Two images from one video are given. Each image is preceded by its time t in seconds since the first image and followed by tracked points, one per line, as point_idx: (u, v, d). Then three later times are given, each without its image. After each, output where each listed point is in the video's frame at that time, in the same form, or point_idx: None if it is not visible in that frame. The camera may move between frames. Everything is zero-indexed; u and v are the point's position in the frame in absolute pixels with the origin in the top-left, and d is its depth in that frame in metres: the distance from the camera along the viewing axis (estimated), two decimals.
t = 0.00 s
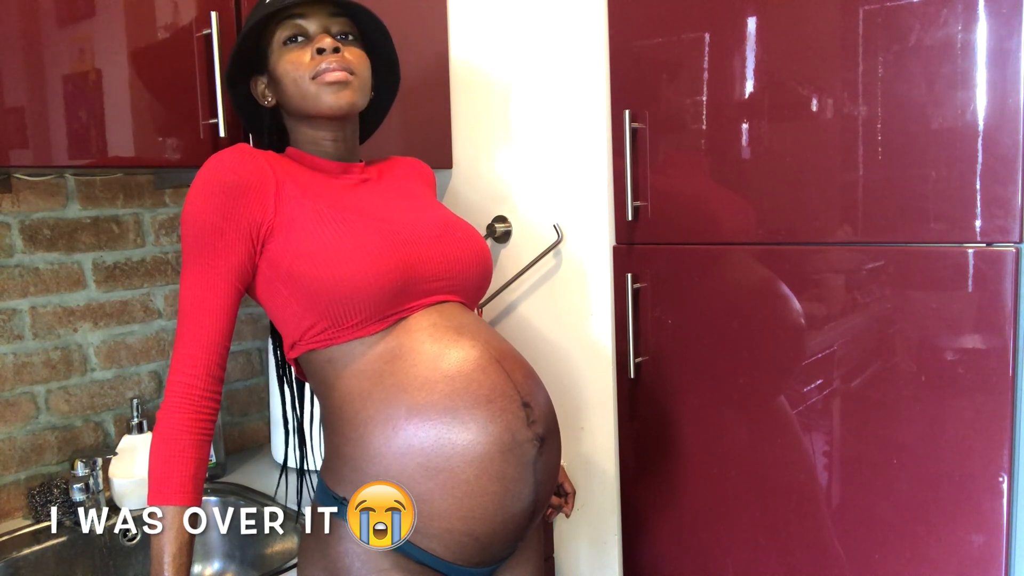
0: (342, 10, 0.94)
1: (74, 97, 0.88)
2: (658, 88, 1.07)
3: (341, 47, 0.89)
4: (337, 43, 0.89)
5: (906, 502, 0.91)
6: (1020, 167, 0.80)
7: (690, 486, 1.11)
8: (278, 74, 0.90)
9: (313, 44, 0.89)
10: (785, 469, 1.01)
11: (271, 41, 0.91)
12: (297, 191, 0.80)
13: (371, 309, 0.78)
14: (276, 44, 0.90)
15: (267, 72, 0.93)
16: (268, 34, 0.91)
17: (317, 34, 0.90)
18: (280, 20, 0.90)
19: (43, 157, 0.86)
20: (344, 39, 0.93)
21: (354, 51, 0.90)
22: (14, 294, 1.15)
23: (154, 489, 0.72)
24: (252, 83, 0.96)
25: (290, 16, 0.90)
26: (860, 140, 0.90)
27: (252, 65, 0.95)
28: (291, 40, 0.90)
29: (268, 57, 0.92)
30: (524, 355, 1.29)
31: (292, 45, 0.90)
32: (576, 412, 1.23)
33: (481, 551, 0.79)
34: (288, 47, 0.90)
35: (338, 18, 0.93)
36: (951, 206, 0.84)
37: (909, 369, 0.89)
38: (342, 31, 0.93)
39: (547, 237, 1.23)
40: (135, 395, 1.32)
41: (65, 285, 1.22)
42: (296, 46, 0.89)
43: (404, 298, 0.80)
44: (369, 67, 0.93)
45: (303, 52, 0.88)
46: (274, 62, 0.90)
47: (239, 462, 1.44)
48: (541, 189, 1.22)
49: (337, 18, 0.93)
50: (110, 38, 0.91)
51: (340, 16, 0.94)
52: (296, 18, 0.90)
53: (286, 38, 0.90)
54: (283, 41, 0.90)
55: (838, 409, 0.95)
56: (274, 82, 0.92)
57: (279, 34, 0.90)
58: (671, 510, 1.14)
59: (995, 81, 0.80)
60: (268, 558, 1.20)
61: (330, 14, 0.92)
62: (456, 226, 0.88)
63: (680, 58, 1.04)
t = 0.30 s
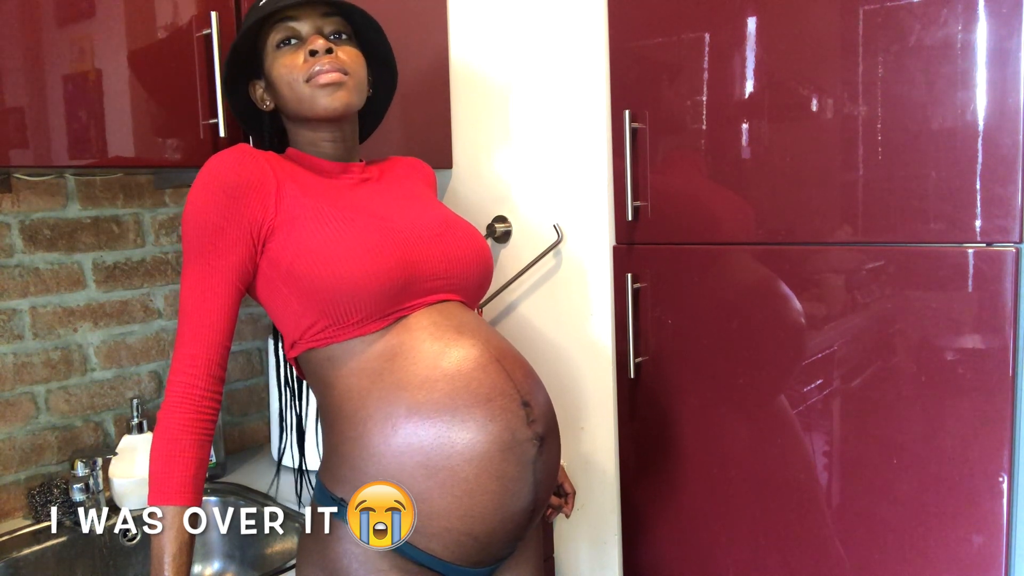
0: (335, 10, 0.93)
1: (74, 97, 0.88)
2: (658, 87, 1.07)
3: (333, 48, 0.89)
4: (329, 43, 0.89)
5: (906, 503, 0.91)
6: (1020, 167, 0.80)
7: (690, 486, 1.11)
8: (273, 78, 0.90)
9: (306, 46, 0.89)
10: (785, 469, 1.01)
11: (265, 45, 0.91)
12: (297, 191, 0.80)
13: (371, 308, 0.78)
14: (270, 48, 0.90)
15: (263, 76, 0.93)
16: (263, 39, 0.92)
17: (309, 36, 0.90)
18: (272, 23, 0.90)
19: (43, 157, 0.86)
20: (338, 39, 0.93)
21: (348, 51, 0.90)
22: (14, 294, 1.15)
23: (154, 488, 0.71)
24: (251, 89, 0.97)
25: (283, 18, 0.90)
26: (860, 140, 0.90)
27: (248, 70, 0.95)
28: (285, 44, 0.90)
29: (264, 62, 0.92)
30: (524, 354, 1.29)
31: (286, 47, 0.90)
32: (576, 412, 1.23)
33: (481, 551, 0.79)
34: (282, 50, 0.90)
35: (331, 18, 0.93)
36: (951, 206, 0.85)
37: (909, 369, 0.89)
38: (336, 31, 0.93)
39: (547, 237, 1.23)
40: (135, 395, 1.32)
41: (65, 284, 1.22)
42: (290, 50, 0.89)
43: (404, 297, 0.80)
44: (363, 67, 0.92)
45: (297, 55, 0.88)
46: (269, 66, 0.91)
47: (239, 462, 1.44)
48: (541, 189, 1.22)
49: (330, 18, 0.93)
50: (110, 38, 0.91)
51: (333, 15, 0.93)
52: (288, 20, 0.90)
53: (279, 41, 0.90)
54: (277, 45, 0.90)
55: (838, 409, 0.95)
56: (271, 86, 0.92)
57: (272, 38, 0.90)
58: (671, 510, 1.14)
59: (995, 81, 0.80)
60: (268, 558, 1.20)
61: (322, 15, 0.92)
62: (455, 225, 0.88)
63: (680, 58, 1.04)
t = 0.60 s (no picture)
0: (332, 10, 0.93)
1: (74, 97, 0.88)
2: (658, 87, 1.07)
3: (330, 47, 0.89)
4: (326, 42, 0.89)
5: (906, 503, 0.91)
6: (1020, 167, 0.80)
7: (689, 486, 1.11)
8: (269, 77, 0.90)
9: (302, 45, 0.89)
10: (785, 469, 1.01)
11: (262, 45, 0.91)
12: (294, 191, 0.80)
13: (368, 308, 0.78)
14: (267, 47, 0.90)
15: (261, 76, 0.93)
16: (260, 38, 0.92)
17: (306, 35, 0.90)
18: (269, 23, 0.91)
19: (44, 157, 0.86)
20: (335, 38, 0.93)
21: (344, 49, 0.90)
22: (14, 294, 1.15)
23: (154, 488, 0.71)
24: (248, 89, 0.96)
25: (279, 18, 0.90)
26: (860, 140, 0.90)
27: (246, 70, 0.95)
28: (282, 43, 0.90)
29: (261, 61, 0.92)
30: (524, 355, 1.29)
31: (282, 47, 0.90)
32: (576, 412, 1.23)
33: (479, 551, 0.79)
34: (278, 50, 0.90)
35: (328, 17, 0.93)
36: (951, 206, 0.84)
37: (909, 369, 0.89)
38: (333, 31, 0.93)
39: (547, 237, 1.23)
40: (135, 395, 1.32)
41: (65, 284, 1.22)
42: (286, 49, 0.89)
43: (401, 297, 0.80)
44: (360, 65, 0.92)
45: (293, 54, 0.88)
46: (266, 66, 0.91)
47: (239, 462, 1.44)
48: (541, 189, 1.22)
49: (327, 18, 0.93)
50: (110, 39, 0.91)
51: (330, 15, 0.93)
52: (284, 20, 0.90)
53: (276, 41, 0.90)
54: (274, 44, 0.90)
55: (838, 409, 0.95)
56: (268, 86, 0.92)
57: (269, 38, 0.90)
58: (670, 510, 1.14)
59: (995, 81, 0.80)
60: (268, 558, 1.21)
61: (319, 14, 0.92)
62: (453, 225, 0.88)
63: (680, 58, 1.04)
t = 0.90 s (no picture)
0: (333, 10, 0.93)
1: (74, 98, 0.88)
2: (658, 87, 1.07)
3: (330, 47, 0.89)
4: (326, 42, 0.89)
5: (905, 503, 0.91)
6: (1020, 166, 0.80)
7: (689, 486, 1.11)
8: (270, 77, 0.90)
9: (302, 45, 0.89)
10: (785, 469, 1.01)
11: (263, 44, 0.91)
12: (294, 191, 0.80)
13: (368, 309, 0.78)
14: (267, 47, 0.90)
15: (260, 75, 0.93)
16: (260, 38, 0.92)
17: (306, 34, 0.90)
18: (270, 23, 0.91)
19: (44, 157, 0.86)
20: (335, 38, 0.93)
21: (345, 49, 0.90)
22: (14, 294, 1.15)
23: (154, 488, 0.71)
24: (248, 88, 0.96)
25: (280, 18, 0.90)
26: (860, 140, 0.90)
27: (246, 70, 0.95)
28: (282, 43, 0.90)
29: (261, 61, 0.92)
30: (524, 355, 1.29)
31: (283, 47, 0.90)
32: (575, 412, 1.23)
33: (479, 552, 0.79)
34: (278, 49, 0.90)
35: (328, 17, 0.93)
36: (951, 205, 0.84)
37: (909, 369, 0.89)
38: (333, 31, 0.93)
39: (547, 237, 1.23)
40: (135, 395, 1.32)
41: (65, 284, 1.22)
42: (286, 48, 0.89)
43: (402, 297, 0.80)
44: (361, 65, 0.92)
45: (293, 54, 0.88)
46: (267, 65, 0.90)
47: (239, 462, 1.44)
48: (541, 189, 1.22)
49: (327, 18, 0.93)
50: (110, 39, 0.92)
51: (330, 15, 0.93)
52: (285, 20, 0.90)
53: (276, 40, 0.90)
54: (274, 44, 0.90)
55: (838, 409, 0.95)
56: (268, 86, 0.92)
57: (269, 37, 0.90)
58: (670, 510, 1.14)
59: (995, 81, 0.80)
60: (268, 558, 1.21)
61: (320, 14, 0.92)
62: (453, 225, 0.88)
63: (680, 57, 1.04)
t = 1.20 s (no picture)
0: (333, 10, 0.93)
1: (74, 97, 0.88)
2: (658, 87, 1.07)
3: (331, 47, 0.89)
4: (327, 43, 0.89)
5: (906, 503, 0.91)
6: (1020, 166, 0.80)
7: (689, 486, 1.11)
8: (270, 77, 0.90)
9: (303, 46, 0.89)
10: (785, 469, 1.01)
11: (263, 45, 0.91)
12: (294, 192, 0.80)
13: (368, 309, 0.78)
14: (268, 47, 0.90)
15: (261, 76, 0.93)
16: (260, 38, 0.92)
17: (306, 35, 0.90)
18: (270, 23, 0.90)
19: (44, 157, 0.86)
20: (336, 39, 0.93)
21: (345, 50, 0.90)
22: (14, 294, 1.15)
23: (154, 488, 0.71)
24: (248, 88, 0.96)
25: (280, 18, 0.90)
26: (860, 140, 0.90)
27: (247, 70, 0.95)
28: (282, 43, 0.90)
29: (261, 61, 0.92)
30: (524, 355, 1.29)
31: (283, 47, 0.90)
32: (575, 411, 1.23)
33: (480, 552, 0.79)
34: (279, 50, 0.90)
35: (328, 18, 0.93)
36: (951, 206, 0.84)
37: (909, 369, 0.89)
38: (334, 31, 0.93)
39: (547, 237, 1.23)
40: (135, 395, 1.32)
41: (65, 285, 1.22)
42: (286, 49, 0.90)
43: (401, 298, 0.80)
44: (361, 66, 0.92)
45: (294, 54, 0.88)
46: (267, 65, 0.90)
47: (239, 462, 1.44)
48: (541, 189, 1.22)
49: (328, 18, 0.93)
50: (110, 39, 0.92)
51: (330, 16, 0.93)
52: (285, 20, 0.90)
53: (276, 41, 0.90)
54: (275, 44, 0.90)
55: (838, 409, 0.95)
56: (268, 86, 0.92)
57: (270, 38, 0.90)
58: (670, 510, 1.14)
59: (995, 81, 0.80)
60: (268, 558, 1.21)
61: (320, 14, 0.92)
62: (453, 226, 0.88)
63: (680, 57, 1.04)
